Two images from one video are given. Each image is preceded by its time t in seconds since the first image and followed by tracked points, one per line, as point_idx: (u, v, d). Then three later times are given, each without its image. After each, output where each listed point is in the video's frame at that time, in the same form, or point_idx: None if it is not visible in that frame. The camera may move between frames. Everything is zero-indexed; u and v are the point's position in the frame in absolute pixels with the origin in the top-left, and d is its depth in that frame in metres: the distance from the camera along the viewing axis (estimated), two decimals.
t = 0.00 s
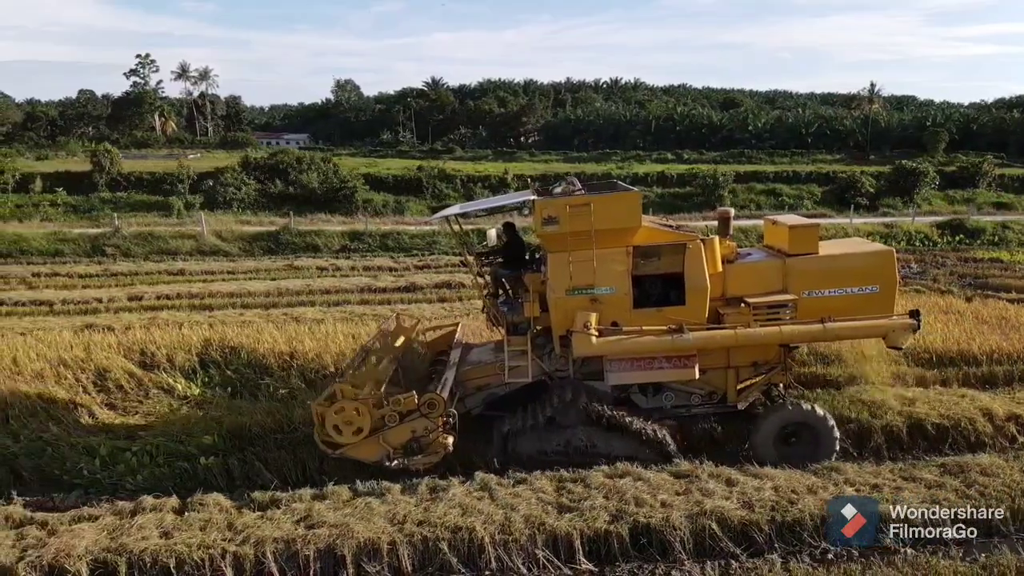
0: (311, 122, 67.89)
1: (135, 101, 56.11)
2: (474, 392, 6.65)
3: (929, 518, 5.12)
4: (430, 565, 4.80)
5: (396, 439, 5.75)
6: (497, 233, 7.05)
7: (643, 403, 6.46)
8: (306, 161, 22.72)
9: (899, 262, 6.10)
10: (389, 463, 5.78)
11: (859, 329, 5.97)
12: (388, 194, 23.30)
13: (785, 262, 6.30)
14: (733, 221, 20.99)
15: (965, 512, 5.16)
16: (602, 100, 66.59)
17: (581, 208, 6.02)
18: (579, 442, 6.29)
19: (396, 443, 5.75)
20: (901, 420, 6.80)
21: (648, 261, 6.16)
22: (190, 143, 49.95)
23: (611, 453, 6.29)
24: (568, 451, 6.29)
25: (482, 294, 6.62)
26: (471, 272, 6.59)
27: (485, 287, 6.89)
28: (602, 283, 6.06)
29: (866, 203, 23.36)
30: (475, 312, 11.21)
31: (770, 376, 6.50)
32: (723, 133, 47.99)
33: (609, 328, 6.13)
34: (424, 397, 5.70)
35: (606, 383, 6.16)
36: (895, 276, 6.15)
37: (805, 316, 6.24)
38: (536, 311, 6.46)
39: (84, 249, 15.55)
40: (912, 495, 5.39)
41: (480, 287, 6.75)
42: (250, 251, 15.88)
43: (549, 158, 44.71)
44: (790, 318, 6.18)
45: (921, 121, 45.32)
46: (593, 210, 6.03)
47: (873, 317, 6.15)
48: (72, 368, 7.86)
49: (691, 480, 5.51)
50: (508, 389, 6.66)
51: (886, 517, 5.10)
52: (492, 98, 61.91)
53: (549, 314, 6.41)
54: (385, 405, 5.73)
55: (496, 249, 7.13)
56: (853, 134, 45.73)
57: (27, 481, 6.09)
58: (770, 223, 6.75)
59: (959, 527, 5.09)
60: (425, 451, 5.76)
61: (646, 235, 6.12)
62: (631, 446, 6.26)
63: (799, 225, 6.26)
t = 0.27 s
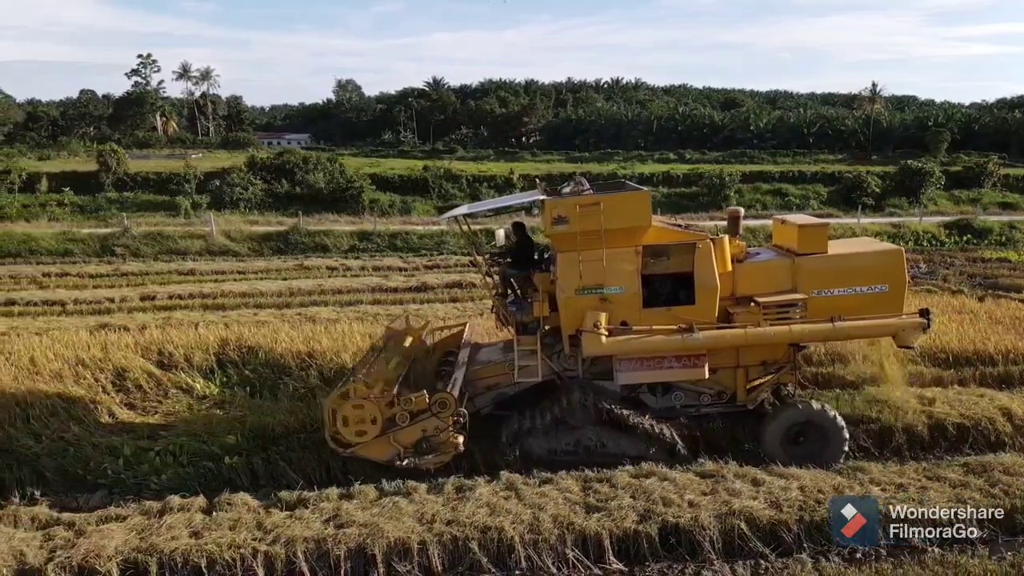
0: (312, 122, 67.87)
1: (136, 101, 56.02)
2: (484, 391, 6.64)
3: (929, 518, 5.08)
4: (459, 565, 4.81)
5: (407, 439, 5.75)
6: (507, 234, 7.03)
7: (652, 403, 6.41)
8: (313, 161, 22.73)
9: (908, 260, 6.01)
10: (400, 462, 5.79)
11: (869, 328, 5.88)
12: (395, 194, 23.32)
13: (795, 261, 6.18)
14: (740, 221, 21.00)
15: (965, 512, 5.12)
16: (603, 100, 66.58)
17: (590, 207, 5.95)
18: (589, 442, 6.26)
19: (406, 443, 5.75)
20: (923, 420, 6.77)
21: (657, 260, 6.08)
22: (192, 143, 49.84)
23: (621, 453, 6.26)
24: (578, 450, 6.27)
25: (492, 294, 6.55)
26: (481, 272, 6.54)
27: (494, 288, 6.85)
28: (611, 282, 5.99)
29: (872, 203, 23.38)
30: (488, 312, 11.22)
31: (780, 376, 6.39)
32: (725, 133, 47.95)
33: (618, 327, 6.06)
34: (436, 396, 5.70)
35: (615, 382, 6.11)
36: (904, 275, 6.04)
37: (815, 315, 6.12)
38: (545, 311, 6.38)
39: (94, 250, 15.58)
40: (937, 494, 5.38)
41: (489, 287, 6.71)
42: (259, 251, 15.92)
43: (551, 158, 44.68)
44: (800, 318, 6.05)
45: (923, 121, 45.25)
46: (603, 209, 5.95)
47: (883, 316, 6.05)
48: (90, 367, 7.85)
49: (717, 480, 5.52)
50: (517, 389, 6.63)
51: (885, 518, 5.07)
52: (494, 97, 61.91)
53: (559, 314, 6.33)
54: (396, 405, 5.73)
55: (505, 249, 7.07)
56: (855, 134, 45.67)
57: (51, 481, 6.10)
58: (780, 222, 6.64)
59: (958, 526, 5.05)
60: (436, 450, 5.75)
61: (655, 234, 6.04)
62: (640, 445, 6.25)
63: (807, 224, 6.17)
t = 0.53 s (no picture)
0: (314, 122, 67.85)
1: (137, 100, 55.89)
2: (493, 391, 6.55)
3: (929, 518, 5.05)
4: (488, 564, 4.82)
5: (417, 438, 5.75)
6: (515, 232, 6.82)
7: (660, 403, 6.27)
8: (319, 161, 22.73)
9: (917, 258, 5.92)
10: (410, 462, 5.78)
11: (879, 328, 5.79)
12: (400, 194, 23.34)
13: (803, 260, 6.08)
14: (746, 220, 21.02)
15: (965, 512, 5.08)
16: (605, 100, 66.58)
17: (598, 207, 5.85)
18: (597, 441, 6.36)
19: (416, 442, 5.75)
20: (943, 419, 6.76)
21: (666, 260, 5.99)
22: (193, 143, 49.74)
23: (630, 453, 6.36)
24: (587, 450, 6.35)
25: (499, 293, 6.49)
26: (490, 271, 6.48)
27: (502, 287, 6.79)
28: (620, 282, 5.92)
29: (877, 203, 23.41)
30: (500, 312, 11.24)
31: (788, 375, 6.27)
32: (727, 133, 47.93)
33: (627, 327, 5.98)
34: (445, 396, 5.70)
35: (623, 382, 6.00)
36: (913, 274, 5.95)
37: (824, 314, 6.02)
38: (553, 311, 6.30)
39: (103, 249, 15.60)
40: (962, 493, 5.36)
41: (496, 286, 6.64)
42: (268, 251, 15.95)
43: (553, 158, 44.66)
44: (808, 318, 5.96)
45: (924, 121, 45.20)
46: (612, 209, 5.84)
47: (892, 315, 5.96)
48: (108, 367, 7.83)
49: (742, 480, 5.53)
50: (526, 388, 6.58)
51: (885, 518, 5.05)
52: (495, 97, 61.91)
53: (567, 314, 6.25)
54: (406, 404, 5.73)
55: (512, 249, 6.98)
56: (857, 134, 45.59)
57: (75, 481, 6.11)
58: (786, 220, 6.52)
59: (958, 526, 5.01)
60: (445, 450, 5.74)
61: (664, 234, 5.98)
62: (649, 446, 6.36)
63: (814, 223, 6.05)
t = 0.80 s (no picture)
0: (315, 122, 67.85)
1: (139, 100, 55.80)
2: (494, 391, 6.33)
3: (928, 518, 5.04)
4: (507, 564, 4.83)
5: (419, 438, 5.73)
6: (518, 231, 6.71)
7: (662, 402, 6.20)
8: (323, 160, 22.74)
9: (918, 258, 5.88)
10: (412, 462, 5.77)
11: (879, 327, 5.75)
12: (404, 194, 23.37)
13: (804, 260, 6.02)
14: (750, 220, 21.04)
15: (965, 511, 5.04)
16: (605, 100, 66.57)
17: (599, 206, 5.74)
18: (599, 441, 6.43)
19: (417, 442, 5.73)
20: (956, 420, 6.63)
21: (667, 259, 5.90)
22: (194, 143, 49.69)
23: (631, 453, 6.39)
24: (589, 450, 6.43)
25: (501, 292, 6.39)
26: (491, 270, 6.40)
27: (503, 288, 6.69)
28: (622, 281, 5.83)
29: (881, 203, 23.45)
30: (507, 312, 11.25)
31: (790, 374, 6.20)
32: (728, 133, 47.90)
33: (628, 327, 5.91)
34: (447, 395, 5.65)
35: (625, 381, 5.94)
36: (914, 274, 5.92)
37: (825, 313, 5.97)
38: (555, 311, 6.23)
39: (109, 249, 15.62)
40: (979, 492, 5.33)
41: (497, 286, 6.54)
42: (274, 251, 15.97)
43: (554, 158, 44.65)
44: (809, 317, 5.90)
45: (926, 121, 45.16)
46: (614, 208, 5.73)
47: (893, 314, 5.92)
48: (120, 367, 7.83)
49: (760, 480, 5.54)
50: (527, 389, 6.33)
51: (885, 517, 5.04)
52: (497, 97, 61.91)
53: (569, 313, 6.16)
54: (407, 404, 5.70)
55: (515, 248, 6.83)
56: (858, 134, 45.51)
57: (90, 480, 6.12)
58: (788, 220, 6.47)
59: (958, 526, 4.97)
60: (447, 450, 5.73)
61: (664, 234, 5.89)
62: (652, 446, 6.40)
63: (814, 222, 6.01)
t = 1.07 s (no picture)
0: (315, 122, 67.87)
1: (139, 101, 55.71)
2: (489, 391, 6.35)
3: (928, 518, 5.02)
4: (517, 564, 4.84)
5: (412, 438, 5.75)
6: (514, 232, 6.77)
7: (656, 402, 6.21)
8: (325, 160, 22.77)
9: (913, 258, 5.82)
10: (405, 462, 5.78)
11: (874, 327, 5.70)
12: (407, 194, 23.39)
13: (798, 259, 5.99)
14: (752, 220, 21.05)
15: (964, 512, 5.03)
16: (606, 100, 66.59)
17: (593, 206, 5.73)
18: (593, 440, 5.98)
19: (411, 441, 5.75)
20: (963, 420, 6.60)
21: (662, 259, 5.87)
22: (195, 143, 49.67)
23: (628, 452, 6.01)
24: (583, 450, 6.01)
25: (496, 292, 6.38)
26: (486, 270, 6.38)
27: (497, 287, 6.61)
28: (616, 281, 5.80)
29: (883, 203, 23.47)
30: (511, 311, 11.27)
31: (784, 374, 6.19)
32: (729, 133, 47.88)
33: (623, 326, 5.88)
34: (440, 395, 5.69)
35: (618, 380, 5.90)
36: (909, 274, 5.87)
37: (820, 313, 5.92)
38: (549, 310, 6.19)
39: (112, 249, 15.64)
40: (987, 492, 5.32)
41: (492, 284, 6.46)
42: (277, 251, 15.99)
43: (554, 158, 44.65)
44: (804, 317, 5.87)
45: (927, 120, 45.15)
46: (607, 208, 5.73)
47: (888, 315, 5.87)
48: (127, 367, 7.83)
49: (768, 480, 5.55)
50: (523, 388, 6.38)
51: (886, 517, 5.03)
52: (498, 97, 61.91)
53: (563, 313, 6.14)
54: (400, 403, 5.74)
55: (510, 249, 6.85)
56: (859, 134, 45.49)
57: (98, 480, 6.12)
58: (783, 221, 6.43)
59: (958, 526, 4.97)
60: (440, 449, 5.76)
61: (658, 234, 5.87)
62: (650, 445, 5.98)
63: (809, 223, 5.98)
